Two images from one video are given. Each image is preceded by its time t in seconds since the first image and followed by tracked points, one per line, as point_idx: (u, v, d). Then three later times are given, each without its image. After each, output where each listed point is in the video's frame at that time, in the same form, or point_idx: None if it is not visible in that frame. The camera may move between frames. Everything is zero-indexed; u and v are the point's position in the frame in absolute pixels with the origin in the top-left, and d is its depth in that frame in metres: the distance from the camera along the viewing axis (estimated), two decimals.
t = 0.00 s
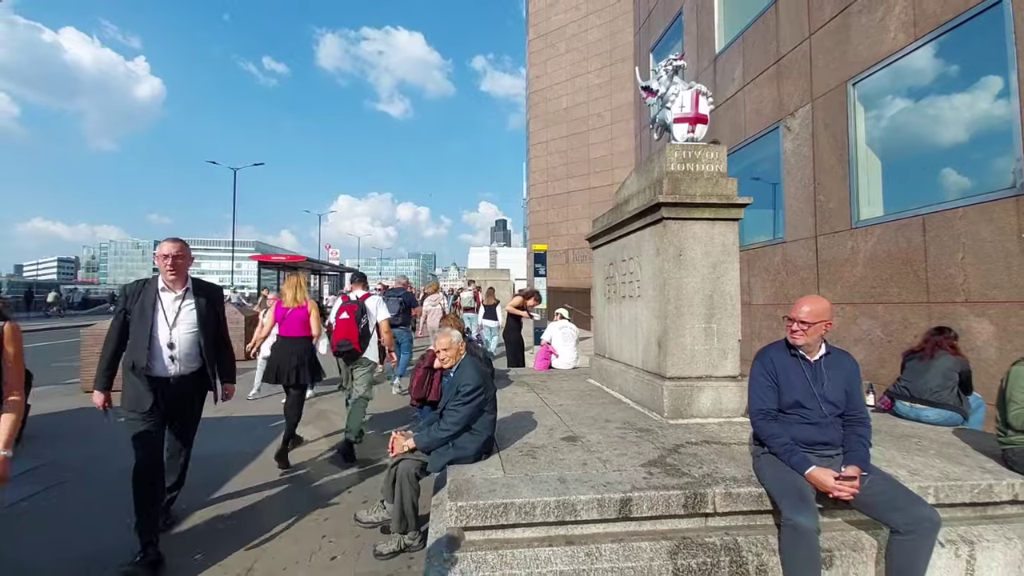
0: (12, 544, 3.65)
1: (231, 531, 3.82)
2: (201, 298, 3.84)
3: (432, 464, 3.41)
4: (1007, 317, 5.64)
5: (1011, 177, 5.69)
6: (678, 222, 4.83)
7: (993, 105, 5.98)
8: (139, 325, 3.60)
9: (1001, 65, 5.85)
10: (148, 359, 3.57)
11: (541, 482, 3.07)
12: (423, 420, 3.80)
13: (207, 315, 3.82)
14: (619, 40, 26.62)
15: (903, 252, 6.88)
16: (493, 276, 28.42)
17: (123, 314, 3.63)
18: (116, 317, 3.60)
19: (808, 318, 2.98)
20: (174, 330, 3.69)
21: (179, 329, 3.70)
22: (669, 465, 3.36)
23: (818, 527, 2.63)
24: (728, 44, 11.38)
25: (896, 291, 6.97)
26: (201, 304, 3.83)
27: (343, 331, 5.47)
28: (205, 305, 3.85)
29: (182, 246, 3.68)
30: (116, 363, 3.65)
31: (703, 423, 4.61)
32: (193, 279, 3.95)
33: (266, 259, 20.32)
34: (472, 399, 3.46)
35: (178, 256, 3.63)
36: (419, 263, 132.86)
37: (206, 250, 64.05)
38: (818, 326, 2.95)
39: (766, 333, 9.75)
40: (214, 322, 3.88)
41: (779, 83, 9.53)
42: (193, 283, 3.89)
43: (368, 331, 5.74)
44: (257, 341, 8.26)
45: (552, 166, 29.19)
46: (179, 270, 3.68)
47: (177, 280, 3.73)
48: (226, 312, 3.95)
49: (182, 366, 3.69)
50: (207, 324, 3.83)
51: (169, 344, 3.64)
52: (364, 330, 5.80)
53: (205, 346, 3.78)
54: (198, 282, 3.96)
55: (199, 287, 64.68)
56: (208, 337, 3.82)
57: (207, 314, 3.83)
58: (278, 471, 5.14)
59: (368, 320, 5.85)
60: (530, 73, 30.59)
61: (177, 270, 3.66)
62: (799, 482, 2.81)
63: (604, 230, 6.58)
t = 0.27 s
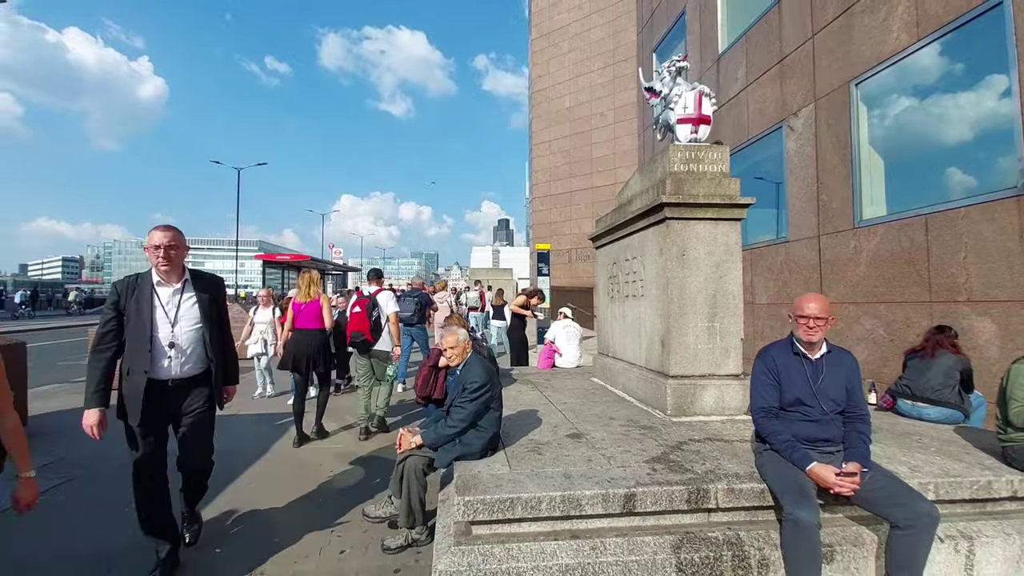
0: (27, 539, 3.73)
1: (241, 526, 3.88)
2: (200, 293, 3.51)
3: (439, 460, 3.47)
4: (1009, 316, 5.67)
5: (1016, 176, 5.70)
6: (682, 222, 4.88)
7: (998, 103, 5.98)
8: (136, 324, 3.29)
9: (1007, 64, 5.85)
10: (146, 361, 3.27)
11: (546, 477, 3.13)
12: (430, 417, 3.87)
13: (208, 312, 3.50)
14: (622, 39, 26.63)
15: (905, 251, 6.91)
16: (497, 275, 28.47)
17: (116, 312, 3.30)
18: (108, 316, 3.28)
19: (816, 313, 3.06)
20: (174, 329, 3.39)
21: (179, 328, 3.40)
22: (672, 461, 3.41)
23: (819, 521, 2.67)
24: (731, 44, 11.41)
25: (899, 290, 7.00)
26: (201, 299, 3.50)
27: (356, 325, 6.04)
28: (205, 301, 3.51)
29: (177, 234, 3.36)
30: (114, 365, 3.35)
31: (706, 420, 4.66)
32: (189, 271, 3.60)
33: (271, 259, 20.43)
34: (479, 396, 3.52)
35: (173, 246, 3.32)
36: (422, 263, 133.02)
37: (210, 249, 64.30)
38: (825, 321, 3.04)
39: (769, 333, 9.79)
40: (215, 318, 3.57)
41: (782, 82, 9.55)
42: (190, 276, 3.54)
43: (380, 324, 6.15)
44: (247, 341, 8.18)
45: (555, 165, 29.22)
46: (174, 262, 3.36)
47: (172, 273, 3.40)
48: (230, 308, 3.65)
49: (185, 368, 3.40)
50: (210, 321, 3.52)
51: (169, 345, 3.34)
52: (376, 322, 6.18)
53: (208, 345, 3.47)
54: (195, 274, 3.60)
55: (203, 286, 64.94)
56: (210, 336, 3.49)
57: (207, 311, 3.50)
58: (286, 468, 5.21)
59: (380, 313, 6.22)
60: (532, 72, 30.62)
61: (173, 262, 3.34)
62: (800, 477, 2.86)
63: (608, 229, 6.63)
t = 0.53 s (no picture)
0: (38, 536, 3.77)
1: (250, 523, 3.93)
2: (200, 296, 3.12)
3: (446, 456, 3.51)
4: (1013, 314, 5.68)
5: (1020, 173, 5.71)
6: (686, 221, 4.91)
7: (1003, 101, 5.98)
8: (123, 329, 2.93)
9: (1012, 62, 5.84)
10: (130, 373, 2.92)
11: (553, 473, 3.17)
12: (438, 414, 3.91)
13: (207, 318, 3.10)
14: (625, 38, 26.58)
15: (909, 249, 6.91)
16: (500, 274, 28.50)
17: (104, 314, 2.96)
18: (96, 317, 2.94)
19: (824, 309, 3.09)
20: (166, 337, 3.00)
21: (171, 335, 3.01)
22: (677, 458, 3.45)
23: (824, 516, 2.70)
24: (734, 42, 11.41)
25: (903, 288, 7.00)
26: (199, 304, 3.09)
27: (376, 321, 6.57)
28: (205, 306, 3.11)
29: (179, 231, 3.05)
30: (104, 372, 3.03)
31: (710, 418, 4.68)
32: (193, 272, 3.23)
33: (275, 258, 20.51)
34: (485, 393, 3.55)
35: (174, 245, 3.01)
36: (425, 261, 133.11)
37: (214, 248, 64.50)
38: (833, 317, 3.08)
39: (773, 331, 9.80)
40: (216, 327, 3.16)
41: (785, 81, 9.56)
42: (191, 277, 3.18)
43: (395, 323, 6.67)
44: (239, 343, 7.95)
45: (557, 164, 29.22)
46: (173, 260, 3.02)
47: (171, 274, 3.07)
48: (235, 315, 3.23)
49: (173, 384, 3.00)
50: (210, 328, 3.11)
51: (157, 356, 2.95)
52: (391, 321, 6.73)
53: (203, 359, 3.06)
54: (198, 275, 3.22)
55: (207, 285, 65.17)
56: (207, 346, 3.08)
57: (207, 319, 3.10)
58: (293, 465, 5.25)
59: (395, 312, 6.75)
60: (535, 71, 30.61)
61: (172, 261, 3.02)
62: (804, 473, 2.89)
63: (612, 228, 6.66)
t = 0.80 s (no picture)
0: (47, 536, 3.78)
1: (258, 522, 3.94)
2: (195, 295, 2.62)
3: (454, 456, 3.52)
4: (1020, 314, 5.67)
5: None
6: (692, 221, 4.91)
7: (1008, 100, 5.98)
8: (101, 334, 2.46)
9: (1016, 61, 5.84)
10: (103, 386, 2.44)
11: (561, 473, 3.18)
12: (445, 413, 3.92)
13: (200, 322, 2.58)
14: (627, 38, 26.57)
15: (915, 249, 6.90)
16: (502, 274, 28.52)
17: (85, 314, 2.50)
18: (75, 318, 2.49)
19: (834, 309, 3.11)
20: (148, 343, 2.51)
21: (155, 341, 2.52)
22: (684, 458, 3.45)
23: (834, 515, 2.70)
24: (738, 42, 11.41)
25: (909, 288, 6.99)
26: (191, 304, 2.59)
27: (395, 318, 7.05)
28: (200, 306, 2.60)
29: (177, 220, 2.62)
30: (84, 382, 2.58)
31: (716, 418, 4.69)
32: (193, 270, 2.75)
33: (278, 259, 20.55)
34: (493, 393, 3.56)
35: (168, 234, 2.57)
36: (428, 262, 133.22)
37: (217, 249, 64.69)
38: (844, 316, 3.09)
39: (777, 331, 9.79)
40: (212, 332, 2.64)
41: (790, 81, 9.55)
42: (189, 275, 2.71)
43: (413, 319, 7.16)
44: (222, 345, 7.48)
45: (560, 165, 29.22)
46: (166, 251, 2.58)
47: (163, 268, 2.62)
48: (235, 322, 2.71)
49: (153, 405, 2.49)
50: (203, 336, 2.59)
51: (135, 369, 2.46)
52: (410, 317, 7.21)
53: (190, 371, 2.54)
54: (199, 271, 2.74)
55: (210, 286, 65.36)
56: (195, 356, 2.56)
57: (200, 322, 2.59)
58: (300, 466, 5.27)
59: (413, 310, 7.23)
60: (537, 71, 30.61)
61: (164, 252, 2.57)
62: (813, 473, 2.89)
63: (616, 228, 6.67)
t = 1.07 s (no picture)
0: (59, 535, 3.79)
1: (267, 523, 3.92)
2: (180, 297, 2.33)
3: (464, 457, 3.51)
4: None
5: None
6: (701, 221, 4.89)
7: (1014, 100, 6.00)
8: (64, 351, 2.16)
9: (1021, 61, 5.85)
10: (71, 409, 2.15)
11: (573, 473, 3.16)
12: (456, 414, 3.92)
13: (188, 329, 2.31)
14: (631, 38, 26.51)
15: (924, 249, 6.86)
16: (506, 275, 28.51)
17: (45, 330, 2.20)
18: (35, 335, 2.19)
19: (849, 308, 3.09)
20: (124, 360, 2.22)
21: (133, 355, 2.23)
22: (697, 459, 3.43)
23: (850, 516, 2.68)
24: (744, 42, 11.37)
25: (919, 289, 6.95)
26: (175, 308, 2.31)
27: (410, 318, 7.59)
28: (186, 310, 2.32)
29: (149, 206, 2.31)
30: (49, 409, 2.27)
31: (727, 419, 4.66)
32: (176, 269, 2.44)
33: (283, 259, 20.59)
34: (503, 394, 3.55)
35: (139, 223, 2.26)
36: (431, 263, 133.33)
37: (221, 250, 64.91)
38: (859, 315, 3.07)
39: (784, 332, 9.74)
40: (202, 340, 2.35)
41: (796, 80, 9.50)
42: (170, 274, 2.40)
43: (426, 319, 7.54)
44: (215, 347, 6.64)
45: (564, 165, 29.18)
46: (136, 243, 2.27)
47: (135, 266, 2.31)
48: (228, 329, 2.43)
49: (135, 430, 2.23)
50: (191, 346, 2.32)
51: (110, 391, 2.18)
52: (423, 318, 7.58)
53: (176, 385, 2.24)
54: (184, 272, 2.45)
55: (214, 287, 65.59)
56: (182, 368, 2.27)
57: (186, 328, 2.30)
58: (308, 466, 5.26)
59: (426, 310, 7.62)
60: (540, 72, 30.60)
61: (134, 244, 2.26)
62: (829, 473, 2.87)
63: (624, 229, 6.65)
